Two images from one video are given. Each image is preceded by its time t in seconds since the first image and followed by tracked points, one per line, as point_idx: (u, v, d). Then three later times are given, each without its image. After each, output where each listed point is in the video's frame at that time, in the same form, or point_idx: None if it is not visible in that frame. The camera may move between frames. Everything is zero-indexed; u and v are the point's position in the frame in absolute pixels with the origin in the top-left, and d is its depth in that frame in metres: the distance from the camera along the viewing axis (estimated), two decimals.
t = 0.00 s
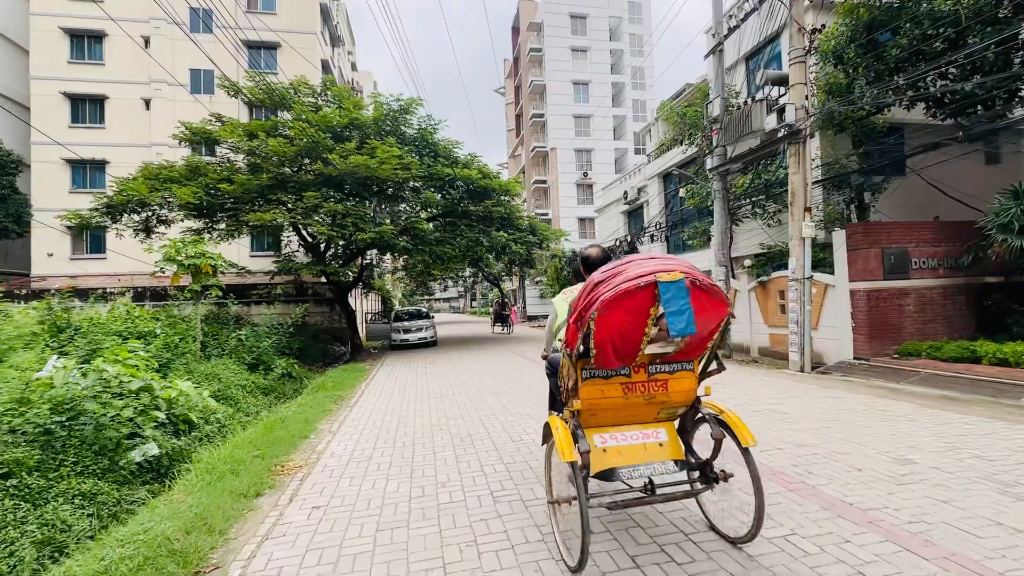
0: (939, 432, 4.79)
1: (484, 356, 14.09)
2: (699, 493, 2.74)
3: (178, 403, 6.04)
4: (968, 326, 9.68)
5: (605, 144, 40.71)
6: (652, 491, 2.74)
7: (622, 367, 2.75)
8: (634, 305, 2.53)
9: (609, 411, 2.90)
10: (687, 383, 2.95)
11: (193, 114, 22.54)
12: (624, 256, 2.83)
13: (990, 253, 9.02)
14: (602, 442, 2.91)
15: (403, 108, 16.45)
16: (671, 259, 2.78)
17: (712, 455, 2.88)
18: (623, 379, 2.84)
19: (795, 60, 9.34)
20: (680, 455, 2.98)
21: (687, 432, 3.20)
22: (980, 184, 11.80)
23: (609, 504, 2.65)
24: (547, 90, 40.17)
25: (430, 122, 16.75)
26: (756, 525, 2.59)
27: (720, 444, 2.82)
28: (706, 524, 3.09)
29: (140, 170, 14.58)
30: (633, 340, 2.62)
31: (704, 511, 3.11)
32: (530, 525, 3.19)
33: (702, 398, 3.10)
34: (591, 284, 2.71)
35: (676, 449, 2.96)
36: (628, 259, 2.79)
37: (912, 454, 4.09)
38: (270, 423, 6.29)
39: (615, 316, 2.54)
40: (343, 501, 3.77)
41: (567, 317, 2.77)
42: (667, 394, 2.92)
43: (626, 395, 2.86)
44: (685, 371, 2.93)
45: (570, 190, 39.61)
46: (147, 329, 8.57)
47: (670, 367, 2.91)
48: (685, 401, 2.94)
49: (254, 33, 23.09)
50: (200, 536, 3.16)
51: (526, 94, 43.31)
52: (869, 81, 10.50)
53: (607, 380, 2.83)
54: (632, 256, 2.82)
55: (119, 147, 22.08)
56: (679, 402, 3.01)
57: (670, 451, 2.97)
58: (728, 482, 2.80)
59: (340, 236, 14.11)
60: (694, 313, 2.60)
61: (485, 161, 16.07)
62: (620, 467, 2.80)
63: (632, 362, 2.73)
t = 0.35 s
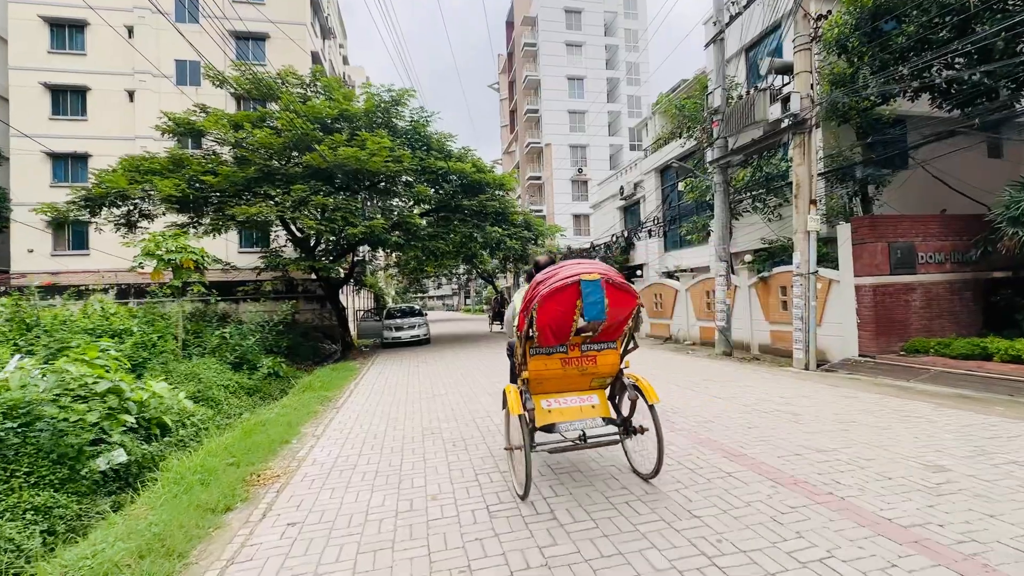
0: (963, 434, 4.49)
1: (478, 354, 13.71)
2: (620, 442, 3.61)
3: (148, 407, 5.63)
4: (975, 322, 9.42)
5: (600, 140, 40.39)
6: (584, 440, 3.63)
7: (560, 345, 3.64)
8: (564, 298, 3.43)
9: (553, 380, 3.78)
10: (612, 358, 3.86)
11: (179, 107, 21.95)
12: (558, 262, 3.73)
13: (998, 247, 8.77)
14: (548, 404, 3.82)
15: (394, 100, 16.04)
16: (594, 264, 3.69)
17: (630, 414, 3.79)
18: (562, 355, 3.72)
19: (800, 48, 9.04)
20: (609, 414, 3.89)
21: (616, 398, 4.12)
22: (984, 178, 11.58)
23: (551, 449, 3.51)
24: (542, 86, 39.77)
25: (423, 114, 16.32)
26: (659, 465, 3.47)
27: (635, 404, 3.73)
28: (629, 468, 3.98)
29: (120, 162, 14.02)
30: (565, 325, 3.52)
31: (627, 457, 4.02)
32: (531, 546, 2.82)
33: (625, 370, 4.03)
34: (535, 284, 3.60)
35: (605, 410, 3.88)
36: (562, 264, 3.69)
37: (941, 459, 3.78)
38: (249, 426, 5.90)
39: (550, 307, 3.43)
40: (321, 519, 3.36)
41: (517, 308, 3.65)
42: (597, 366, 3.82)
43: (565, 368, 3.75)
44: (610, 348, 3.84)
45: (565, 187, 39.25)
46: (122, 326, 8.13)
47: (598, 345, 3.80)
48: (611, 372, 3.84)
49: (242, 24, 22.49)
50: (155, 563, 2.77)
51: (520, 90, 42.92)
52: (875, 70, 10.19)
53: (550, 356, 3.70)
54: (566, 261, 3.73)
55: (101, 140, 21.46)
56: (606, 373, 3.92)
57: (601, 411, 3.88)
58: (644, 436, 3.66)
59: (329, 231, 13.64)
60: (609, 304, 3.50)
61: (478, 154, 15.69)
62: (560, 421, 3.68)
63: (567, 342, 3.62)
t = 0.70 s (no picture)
0: (987, 443, 4.24)
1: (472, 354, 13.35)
2: (568, 415, 4.42)
3: (119, 412, 5.25)
4: (979, 323, 9.25)
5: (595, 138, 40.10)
6: (537, 412, 4.58)
7: (520, 337, 4.56)
8: (520, 300, 4.34)
9: (515, 365, 4.70)
10: (563, 347, 4.77)
11: (164, 97, 21.32)
12: (518, 270, 4.64)
13: (1005, 247, 8.58)
14: (511, 384, 4.73)
15: (387, 92, 15.61)
16: (546, 272, 4.61)
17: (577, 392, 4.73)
18: (522, 345, 4.64)
19: (806, 40, 8.77)
20: (560, 392, 4.81)
21: (568, 380, 5.02)
22: (986, 177, 11.41)
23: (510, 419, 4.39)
24: (537, 82, 39.39)
25: (416, 107, 15.91)
26: (596, 434, 4.34)
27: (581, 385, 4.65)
28: (579, 438, 4.85)
29: (99, 152, 13.45)
30: (522, 321, 4.43)
31: (578, 429, 4.90)
32: None
33: (575, 357, 4.95)
34: (498, 289, 4.50)
35: (557, 389, 4.80)
36: (520, 273, 4.59)
37: (972, 473, 3.52)
38: (227, 431, 5.53)
39: (510, 307, 4.34)
40: (301, 542, 3.00)
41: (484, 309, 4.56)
42: (551, 354, 4.74)
43: (524, 355, 4.67)
44: (562, 340, 4.77)
45: (559, 184, 38.91)
46: (96, 324, 7.68)
47: (552, 337, 4.73)
48: (563, 359, 4.76)
49: (230, 12, 21.89)
50: None
51: (515, 86, 42.52)
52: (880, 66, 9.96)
53: (513, 346, 4.62)
54: (524, 271, 4.62)
55: (83, 130, 20.79)
56: (559, 359, 4.84)
57: (555, 390, 4.81)
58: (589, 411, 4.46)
59: (318, 226, 13.19)
60: (558, 304, 4.44)
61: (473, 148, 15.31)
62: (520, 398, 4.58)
63: (525, 334, 4.54)
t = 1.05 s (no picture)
0: (1015, 454, 4.00)
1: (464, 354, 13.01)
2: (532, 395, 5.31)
3: (88, 416, 4.88)
4: (982, 326, 9.11)
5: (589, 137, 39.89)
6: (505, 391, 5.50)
7: (493, 328, 5.49)
8: (493, 298, 5.31)
9: (489, 352, 5.64)
10: (529, 338, 5.73)
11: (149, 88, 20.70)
12: (493, 273, 5.62)
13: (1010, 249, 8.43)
14: (484, 368, 5.65)
15: (379, 85, 15.23)
16: (516, 275, 5.60)
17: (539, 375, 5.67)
18: (495, 335, 5.59)
19: (811, 34, 8.56)
20: (526, 375, 5.73)
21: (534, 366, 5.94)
22: (986, 179, 11.31)
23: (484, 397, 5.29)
24: (531, 80, 39.09)
25: (409, 101, 15.53)
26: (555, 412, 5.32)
27: (543, 369, 5.59)
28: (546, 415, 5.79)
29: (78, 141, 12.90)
30: (494, 315, 5.40)
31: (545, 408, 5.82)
32: None
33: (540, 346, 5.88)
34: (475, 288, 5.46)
35: (523, 373, 5.70)
36: (493, 275, 5.56)
37: (1010, 489, 3.27)
38: (205, 437, 5.16)
39: (484, 303, 5.31)
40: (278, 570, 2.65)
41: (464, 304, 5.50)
42: (520, 343, 5.70)
43: (496, 343, 5.61)
44: (528, 332, 5.73)
45: (553, 183, 38.63)
46: (69, 321, 7.26)
47: (520, 329, 5.69)
48: (529, 348, 5.71)
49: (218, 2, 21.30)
50: None
51: (509, 83, 42.20)
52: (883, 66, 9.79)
53: (487, 336, 5.55)
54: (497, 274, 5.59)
55: (64, 120, 20.11)
56: (526, 348, 5.78)
57: (522, 373, 5.74)
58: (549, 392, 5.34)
59: (307, 221, 12.74)
60: (523, 302, 5.45)
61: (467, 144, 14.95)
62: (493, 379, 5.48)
63: (497, 326, 5.50)
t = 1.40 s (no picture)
0: None
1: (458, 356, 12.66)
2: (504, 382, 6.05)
3: (52, 420, 4.50)
4: (986, 334, 8.96)
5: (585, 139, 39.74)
6: (482, 379, 6.25)
7: (471, 324, 6.26)
8: (470, 298, 6.07)
9: (469, 346, 6.39)
10: (504, 332, 6.46)
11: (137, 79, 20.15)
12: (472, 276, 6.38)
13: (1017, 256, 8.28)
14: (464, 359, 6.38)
15: (374, 79, 14.90)
16: (492, 278, 6.36)
17: (512, 366, 6.41)
18: (474, 331, 6.35)
19: (818, 33, 8.36)
20: (502, 365, 6.44)
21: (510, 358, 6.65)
22: (988, 186, 11.22)
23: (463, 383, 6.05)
24: (528, 81, 38.87)
25: (405, 96, 15.20)
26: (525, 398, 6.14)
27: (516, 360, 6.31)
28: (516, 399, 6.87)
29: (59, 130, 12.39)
30: (472, 313, 6.16)
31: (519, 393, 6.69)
32: None
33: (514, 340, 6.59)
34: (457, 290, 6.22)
35: (499, 363, 6.42)
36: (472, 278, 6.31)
37: None
38: (181, 444, 4.79)
39: (464, 302, 6.08)
40: None
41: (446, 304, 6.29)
42: (496, 337, 6.42)
43: (475, 337, 6.36)
44: (503, 327, 6.47)
45: (548, 184, 38.39)
46: (40, 318, 6.85)
47: (497, 326, 6.44)
48: (504, 341, 6.45)
49: None
50: None
51: (506, 84, 41.96)
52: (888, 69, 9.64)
53: (466, 330, 6.30)
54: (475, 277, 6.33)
55: (47, 110, 19.49)
56: (502, 341, 6.51)
57: (498, 364, 6.45)
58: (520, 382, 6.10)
59: (298, 217, 12.32)
60: (497, 301, 6.18)
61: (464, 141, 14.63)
62: (471, 368, 6.21)
63: (476, 322, 6.25)
